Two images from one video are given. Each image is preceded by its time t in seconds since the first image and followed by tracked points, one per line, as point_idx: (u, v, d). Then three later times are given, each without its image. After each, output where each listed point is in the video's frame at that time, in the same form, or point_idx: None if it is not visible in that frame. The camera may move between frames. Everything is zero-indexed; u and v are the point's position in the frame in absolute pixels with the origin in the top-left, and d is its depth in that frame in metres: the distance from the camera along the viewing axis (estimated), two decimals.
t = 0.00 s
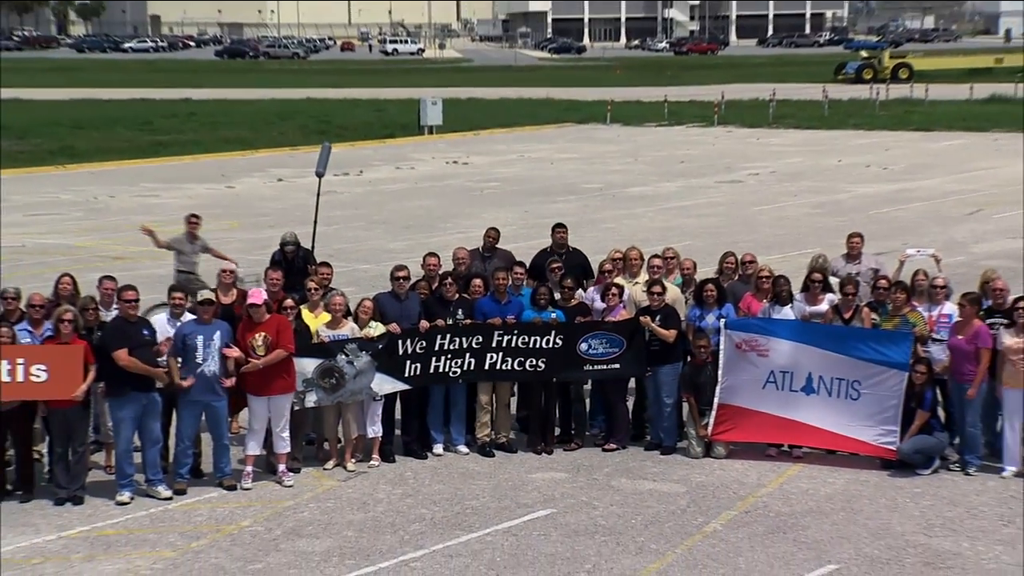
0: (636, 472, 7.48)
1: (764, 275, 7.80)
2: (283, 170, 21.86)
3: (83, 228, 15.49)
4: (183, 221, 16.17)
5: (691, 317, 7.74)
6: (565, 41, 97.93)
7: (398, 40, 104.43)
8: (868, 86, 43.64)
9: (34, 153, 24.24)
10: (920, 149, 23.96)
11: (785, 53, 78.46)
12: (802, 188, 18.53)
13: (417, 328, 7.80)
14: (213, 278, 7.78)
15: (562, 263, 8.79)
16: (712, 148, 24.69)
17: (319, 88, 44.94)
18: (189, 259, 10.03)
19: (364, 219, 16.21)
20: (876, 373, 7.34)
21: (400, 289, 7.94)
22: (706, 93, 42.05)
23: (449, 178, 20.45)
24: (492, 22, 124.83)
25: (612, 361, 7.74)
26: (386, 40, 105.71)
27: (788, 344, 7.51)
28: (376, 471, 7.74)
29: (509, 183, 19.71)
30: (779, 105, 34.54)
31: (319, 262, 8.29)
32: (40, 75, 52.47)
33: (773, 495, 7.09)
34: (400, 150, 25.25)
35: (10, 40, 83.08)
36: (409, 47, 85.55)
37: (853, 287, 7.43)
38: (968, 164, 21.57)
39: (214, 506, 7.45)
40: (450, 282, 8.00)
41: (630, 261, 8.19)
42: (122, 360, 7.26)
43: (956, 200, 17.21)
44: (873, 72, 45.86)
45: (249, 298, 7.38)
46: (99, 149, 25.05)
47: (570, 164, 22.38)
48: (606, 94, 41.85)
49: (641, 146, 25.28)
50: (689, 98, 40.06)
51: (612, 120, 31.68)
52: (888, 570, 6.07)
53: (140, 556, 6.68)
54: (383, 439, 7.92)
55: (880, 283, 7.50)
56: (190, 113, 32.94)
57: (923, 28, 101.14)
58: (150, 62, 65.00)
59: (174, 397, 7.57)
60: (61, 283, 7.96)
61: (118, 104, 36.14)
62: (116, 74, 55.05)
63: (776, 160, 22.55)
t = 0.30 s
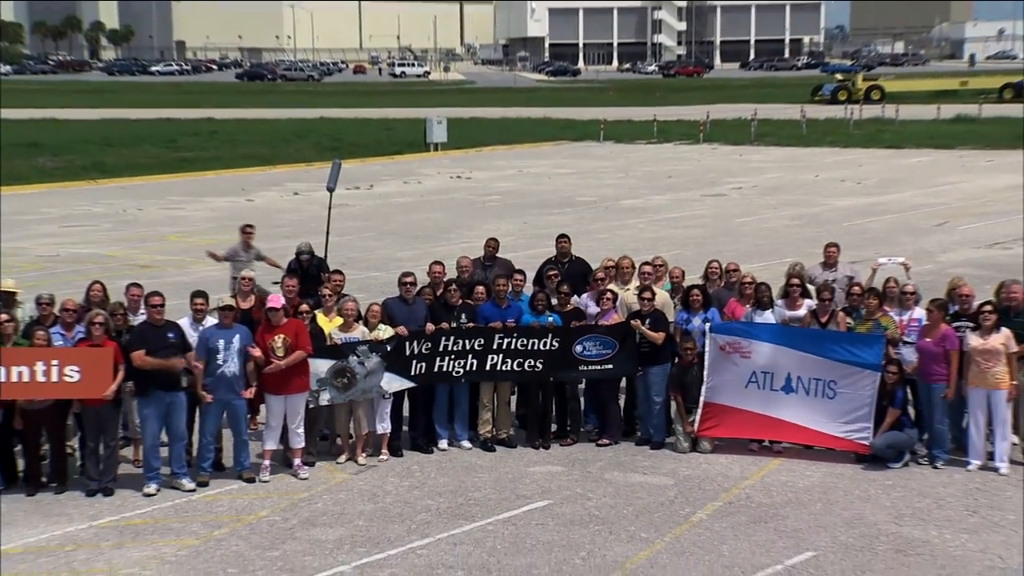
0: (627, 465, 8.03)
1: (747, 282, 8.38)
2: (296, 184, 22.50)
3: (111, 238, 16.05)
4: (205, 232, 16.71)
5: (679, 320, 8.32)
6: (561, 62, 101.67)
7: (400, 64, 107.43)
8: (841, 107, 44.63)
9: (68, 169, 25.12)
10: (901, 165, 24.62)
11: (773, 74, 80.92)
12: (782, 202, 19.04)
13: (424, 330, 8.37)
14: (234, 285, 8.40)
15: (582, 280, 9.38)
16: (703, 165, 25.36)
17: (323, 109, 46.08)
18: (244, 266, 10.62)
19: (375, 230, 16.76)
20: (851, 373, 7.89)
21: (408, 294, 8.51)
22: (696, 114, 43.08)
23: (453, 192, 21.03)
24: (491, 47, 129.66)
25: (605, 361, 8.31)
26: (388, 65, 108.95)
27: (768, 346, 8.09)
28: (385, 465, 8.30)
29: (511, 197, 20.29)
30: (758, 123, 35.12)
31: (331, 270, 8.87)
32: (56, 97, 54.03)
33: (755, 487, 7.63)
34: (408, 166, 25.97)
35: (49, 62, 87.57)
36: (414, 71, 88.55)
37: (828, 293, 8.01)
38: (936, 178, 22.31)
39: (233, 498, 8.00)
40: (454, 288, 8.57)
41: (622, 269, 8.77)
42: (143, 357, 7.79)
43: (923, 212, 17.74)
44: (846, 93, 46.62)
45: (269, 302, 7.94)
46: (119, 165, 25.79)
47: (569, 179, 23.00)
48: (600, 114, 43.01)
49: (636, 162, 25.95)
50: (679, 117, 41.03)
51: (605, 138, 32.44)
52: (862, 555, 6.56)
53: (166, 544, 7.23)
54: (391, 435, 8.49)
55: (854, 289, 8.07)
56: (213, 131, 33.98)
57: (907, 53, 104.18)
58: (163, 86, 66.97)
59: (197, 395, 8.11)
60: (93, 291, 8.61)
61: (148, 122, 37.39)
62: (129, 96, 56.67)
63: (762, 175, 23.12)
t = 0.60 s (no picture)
0: (618, 458, 8.67)
1: (731, 289, 9.03)
2: (308, 199, 23.21)
3: (137, 248, 16.71)
4: (225, 243, 17.32)
5: (667, 325, 9.00)
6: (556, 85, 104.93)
7: (400, 86, 110.37)
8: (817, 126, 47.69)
9: (102, 184, 26.07)
10: (882, 183, 25.46)
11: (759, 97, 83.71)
12: (761, 214, 19.69)
13: (430, 334, 9.00)
14: (253, 291, 9.06)
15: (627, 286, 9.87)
16: (697, 181, 26.11)
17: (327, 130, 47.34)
18: (293, 274, 10.96)
19: (385, 241, 17.41)
20: (826, 373, 8.52)
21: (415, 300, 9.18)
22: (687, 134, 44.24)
23: (458, 205, 21.71)
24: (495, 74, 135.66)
25: (598, 362, 8.95)
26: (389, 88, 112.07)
27: (749, 348, 8.74)
28: (394, 458, 8.94)
29: (512, 209, 20.96)
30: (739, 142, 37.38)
31: (344, 278, 9.55)
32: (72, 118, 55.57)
33: (736, 478, 8.26)
34: (415, 181, 26.75)
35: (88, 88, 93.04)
36: (417, 97, 91.53)
37: (805, 299, 8.66)
38: (905, 194, 23.28)
39: (254, 490, 8.61)
40: (458, 294, 9.23)
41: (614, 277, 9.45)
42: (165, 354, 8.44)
43: (890, 224, 18.48)
44: (822, 114, 49.82)
45: (289, 307, 8.60)
46: (137, 182, 26.57)
47: (568, 193, 23.72)
48: (594, 134, 44.29)
49: (632, 178, 26.72)
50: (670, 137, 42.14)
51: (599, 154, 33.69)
52: (836, 542, 7.21)
53: (192, 531, 7.86)
54: (400, 430, 9.13)
55: (828, 295, 8.71)
56: (231, 149, 35.02)
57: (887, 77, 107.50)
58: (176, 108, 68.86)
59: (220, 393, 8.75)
60: (123, 297, 9.32)
61: (164, 142, 38.45)
62: (142, 116, 58.22)
63: (748, 190, 23.86)
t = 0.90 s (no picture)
0: (610, 451, 9.35)
1: (716, 294, 9.72)
2: (318, 211, 24.04)
3: (163, 255, 17.45)
4: (243, 251, 17.97)
5: (656, 328, 9.72)
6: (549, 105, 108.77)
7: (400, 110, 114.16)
8: (795, 142, 51.10)
9: (126, 198, 27.00)
10: (867, 197, 26.35)
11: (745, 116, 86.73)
12: (743, 224, 20.48)
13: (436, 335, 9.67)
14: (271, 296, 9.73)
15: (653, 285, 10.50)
16: (690, 194, 26.94)
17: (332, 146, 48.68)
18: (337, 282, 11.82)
19: (394, 249, 18.14)
20: (802, 371, 9.21)
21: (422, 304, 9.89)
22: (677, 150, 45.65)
23: (462, 215, 22.49)
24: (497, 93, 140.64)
25: (592, 361, 9.66)
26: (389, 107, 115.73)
27: (731, 349, 9.46)
28: (402, 451, 9.64)
29: (513, 219, 21.71)
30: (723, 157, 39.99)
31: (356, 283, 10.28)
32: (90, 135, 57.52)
33: (719, 469, 8.94)
34: (421, 194, 27.63)
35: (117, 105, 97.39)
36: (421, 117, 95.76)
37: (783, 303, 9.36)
38: (877, 206, 24.36)
39: (273, 480, 9.31)
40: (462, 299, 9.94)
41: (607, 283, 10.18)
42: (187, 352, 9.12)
43: (862, 232, 19.34)
44: (799, 132, 53.15)
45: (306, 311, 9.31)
46: (156, 196, 27.50)
47: (563, 204, 24.56)
48: (587, 151, 45.88)
49: (628, 192, 27.60)
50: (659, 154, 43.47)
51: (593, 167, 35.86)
52: (811, 528, 7.85)
53: (215, 518, 8.53)
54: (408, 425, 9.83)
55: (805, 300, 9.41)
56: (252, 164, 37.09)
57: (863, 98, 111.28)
58: (187, 128, 70.85)
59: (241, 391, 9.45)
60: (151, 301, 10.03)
61: (175, 159, 39.60)
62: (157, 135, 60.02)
63: (734, 203, 24.74)
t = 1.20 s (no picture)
0: (603, 444, 10.13)
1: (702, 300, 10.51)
2: (329, 225, 24.91)
3: (187, 264, 18.26)
4: (263, 260, 18.76)
5: (645, 331, 10.50)
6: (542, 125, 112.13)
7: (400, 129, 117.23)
8: (773, 160, 53.43)
9: (145, 214, 28.05)
10: (857, 213, 27.18)
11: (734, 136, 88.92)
12: (725, 236, 21.37)
13: (441, 338, 10.46)
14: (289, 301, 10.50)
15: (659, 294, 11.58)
16: (688, 210, 27.79)
17: (340, 166, 49.89)
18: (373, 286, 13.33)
19: (402, 258, 18.95)
20: (779, 371, 9.99)
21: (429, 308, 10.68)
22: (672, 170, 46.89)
23: (465, 227, 23.37)
24: (498, 114, 143.91)
25: (586, 361, 10.45)
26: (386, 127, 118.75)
27: (714, 350, 10.26)
28: (410, 444, 10.41)
29: (516, 230, 22.50)
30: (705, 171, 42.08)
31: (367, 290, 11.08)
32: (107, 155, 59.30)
33: (703, 461, 9.70)
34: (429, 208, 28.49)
35: (144, 126, 101.69)
36: (429, 135, 99.70)
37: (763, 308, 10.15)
38: (851, 219, 25.51)
39: (290, 472, 10.07)
40: (465, 303, 10.73)
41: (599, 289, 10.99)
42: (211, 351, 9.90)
43: (835, 242, 20.19)
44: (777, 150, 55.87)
45: (324, 315, 10.08)
46: (175, 212, 28.48)
47: (559, 217, 25.50)
48: (579, 168, 47.66)
49: (627, 208, 28.46)
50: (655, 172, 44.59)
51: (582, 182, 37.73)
52: (787, 517, 8.56)
53: (237, 507, 9.30)
54: (416, 421, 10.60)
55: (782, 306, 10.21)
56: (274, 181, 39.42)
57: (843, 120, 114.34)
58: (200, 148, 72.64)
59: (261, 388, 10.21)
60: (177, 306, 10.82)
61: (186, 178, 40.93)
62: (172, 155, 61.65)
63: (728, 217, 25.59)
